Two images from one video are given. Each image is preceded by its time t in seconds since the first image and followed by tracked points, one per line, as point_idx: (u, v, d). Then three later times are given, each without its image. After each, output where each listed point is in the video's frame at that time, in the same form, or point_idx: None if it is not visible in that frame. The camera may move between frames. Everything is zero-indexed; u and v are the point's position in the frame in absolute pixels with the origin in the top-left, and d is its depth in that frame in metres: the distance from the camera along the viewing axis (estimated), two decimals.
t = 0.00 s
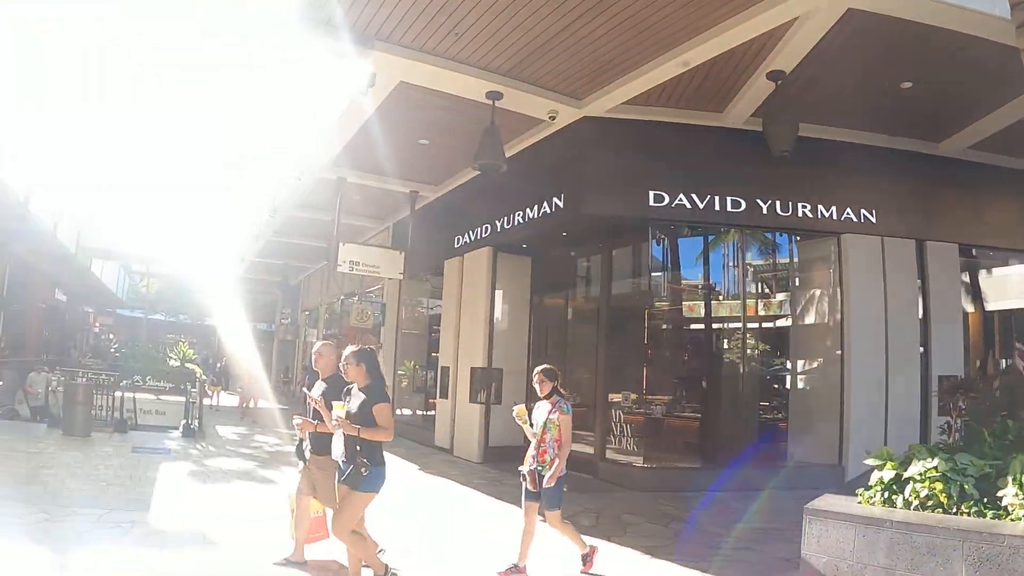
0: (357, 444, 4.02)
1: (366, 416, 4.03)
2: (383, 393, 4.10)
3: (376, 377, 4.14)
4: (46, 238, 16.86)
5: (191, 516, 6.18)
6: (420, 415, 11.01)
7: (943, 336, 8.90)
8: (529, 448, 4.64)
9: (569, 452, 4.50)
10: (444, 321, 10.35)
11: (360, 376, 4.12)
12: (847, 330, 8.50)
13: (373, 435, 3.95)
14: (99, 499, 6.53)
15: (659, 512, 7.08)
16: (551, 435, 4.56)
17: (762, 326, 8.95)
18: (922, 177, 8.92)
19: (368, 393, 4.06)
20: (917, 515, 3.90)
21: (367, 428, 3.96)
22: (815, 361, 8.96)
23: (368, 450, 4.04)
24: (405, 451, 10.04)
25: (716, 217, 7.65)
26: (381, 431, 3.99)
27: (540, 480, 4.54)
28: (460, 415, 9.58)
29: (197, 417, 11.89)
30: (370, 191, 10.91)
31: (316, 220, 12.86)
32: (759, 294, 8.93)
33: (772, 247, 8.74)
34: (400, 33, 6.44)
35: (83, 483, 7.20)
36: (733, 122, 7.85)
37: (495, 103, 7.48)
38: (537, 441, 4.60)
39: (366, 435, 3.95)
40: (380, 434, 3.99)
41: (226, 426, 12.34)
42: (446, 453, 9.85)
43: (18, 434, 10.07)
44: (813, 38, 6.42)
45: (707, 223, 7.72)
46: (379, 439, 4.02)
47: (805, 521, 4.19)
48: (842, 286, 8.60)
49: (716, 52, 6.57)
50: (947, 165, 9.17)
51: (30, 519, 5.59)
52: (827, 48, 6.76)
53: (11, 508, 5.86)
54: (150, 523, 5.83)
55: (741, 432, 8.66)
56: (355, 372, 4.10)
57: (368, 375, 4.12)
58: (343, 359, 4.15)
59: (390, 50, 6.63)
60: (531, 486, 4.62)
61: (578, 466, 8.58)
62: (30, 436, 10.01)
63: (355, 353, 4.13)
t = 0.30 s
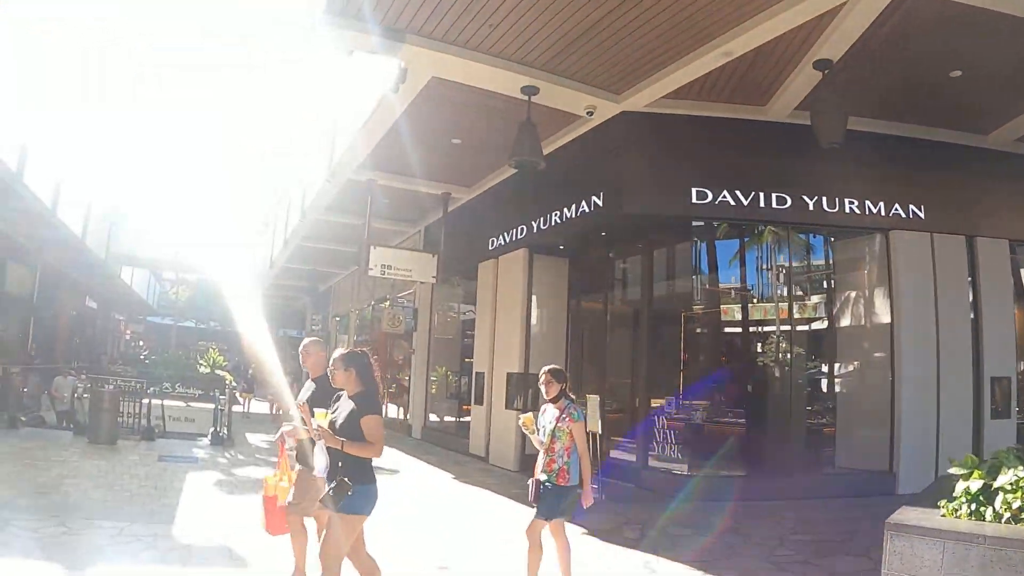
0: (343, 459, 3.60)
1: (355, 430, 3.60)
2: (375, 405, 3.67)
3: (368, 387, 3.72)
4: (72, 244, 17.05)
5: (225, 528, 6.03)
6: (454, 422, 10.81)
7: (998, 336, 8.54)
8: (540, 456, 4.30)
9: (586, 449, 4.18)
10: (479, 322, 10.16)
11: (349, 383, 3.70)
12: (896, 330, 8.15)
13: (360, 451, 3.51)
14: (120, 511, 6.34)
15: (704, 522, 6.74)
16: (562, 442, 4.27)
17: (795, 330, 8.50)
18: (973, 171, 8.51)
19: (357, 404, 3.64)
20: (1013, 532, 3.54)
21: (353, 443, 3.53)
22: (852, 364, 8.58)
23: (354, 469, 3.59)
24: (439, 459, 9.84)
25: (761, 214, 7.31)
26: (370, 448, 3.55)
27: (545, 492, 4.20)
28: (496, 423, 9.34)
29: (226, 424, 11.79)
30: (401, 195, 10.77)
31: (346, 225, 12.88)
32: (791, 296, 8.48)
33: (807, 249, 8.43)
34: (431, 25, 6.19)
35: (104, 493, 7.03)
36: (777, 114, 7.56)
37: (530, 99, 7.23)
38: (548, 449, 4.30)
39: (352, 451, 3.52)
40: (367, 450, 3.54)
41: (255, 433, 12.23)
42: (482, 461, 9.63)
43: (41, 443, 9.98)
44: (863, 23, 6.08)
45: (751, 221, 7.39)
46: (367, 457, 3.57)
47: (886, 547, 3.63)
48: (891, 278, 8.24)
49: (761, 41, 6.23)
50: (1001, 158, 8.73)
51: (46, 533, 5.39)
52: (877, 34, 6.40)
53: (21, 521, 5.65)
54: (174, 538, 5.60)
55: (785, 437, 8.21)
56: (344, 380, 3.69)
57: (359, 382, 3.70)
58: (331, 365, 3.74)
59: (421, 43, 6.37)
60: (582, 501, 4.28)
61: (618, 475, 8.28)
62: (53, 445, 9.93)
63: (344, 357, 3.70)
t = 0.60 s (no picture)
0: (312, 473, 3.06)
1: (328, 438, 3.04)
2: (356, 408, 3.11)
3: (349, 388, 3.16)
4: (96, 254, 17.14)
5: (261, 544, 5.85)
6: (487, 431, 10.61)
7: None
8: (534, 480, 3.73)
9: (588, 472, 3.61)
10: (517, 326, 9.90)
11: (327, 385, 3.16)
12: (948, 335, 7.81)
13: (332, 463, 2.97)
14: (150, 526, 6.17)
15: (756, 538, 6.38)
16: (560, 462, 3.70)
17: (830, 335, 8.11)
18: None
19: (333, 407, 3.09)
20: None
21: (325, 454, 2.99)
22: (886, 368, 8.42)
23: (326, 485, 3.03)
24: (473, 470, 9.62)
25: (808, 212, 7.07)
26: (346, 458, 3.00)
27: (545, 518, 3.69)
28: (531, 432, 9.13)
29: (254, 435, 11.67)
30: (435, 200, 10.68)
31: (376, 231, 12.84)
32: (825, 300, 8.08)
33: (841, 251, 7.97)
34: (465, 18, 5.98)
35: (131, 506, 6.89)
36: (823, 108, 7.27)
37: (567, 96, 6.99)
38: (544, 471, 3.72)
39: (324, 462, 2.98)
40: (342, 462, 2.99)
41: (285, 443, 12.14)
42: (518, 471, 9.41)
43: (67, 453, 9.91)
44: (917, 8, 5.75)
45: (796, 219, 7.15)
46: (342, 471, 3.03)
47: (976, 574, 2.68)
48: (944, 277, 7.86)
49: (809, 30, 5.93)
50: None
51: (64, 549, 5.22)
52: (930, 20, 6.06)
53: (37, 537, 5.49)
54: (199, 556, 5.41)
55: (837, 440, 7.96)
56: (321, 380, 3.16)
57: (337, 383, 3.15)
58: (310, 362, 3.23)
59: (454, 38, 6.17)
60: (593, 525, 3.74)
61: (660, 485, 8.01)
62: (79, 455, 9.88)
63: (319, 355, 3.18)
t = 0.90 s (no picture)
0: (275, 498, 2.71)
1: (293, 458, 2.68)
2: (325, 423, 2.75)
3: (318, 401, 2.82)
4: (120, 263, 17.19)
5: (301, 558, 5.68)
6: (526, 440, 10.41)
7: None
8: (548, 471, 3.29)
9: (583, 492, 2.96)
10: (552, 336, 9.73)
11: (290, 396, 2.83)
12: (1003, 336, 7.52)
13: (295, 486, 2.61)
14: (183, 541, 6.00)
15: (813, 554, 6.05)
16: (566, 475, 3.10)
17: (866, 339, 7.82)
18: None
19: (297, 421, 2.74)
20: None
21: (288, 476, 2.63)
22: (927, 371, 7.98)
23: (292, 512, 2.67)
24: (510, 480, 9.42)
25: (858, 210, 6.78)
26: (311, 480, 2.64)
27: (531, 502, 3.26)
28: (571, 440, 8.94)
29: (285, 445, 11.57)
30: (464, 205, 10.54)
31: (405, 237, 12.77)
32: (861, 304, 7.80)
33: (875, 254, 7.71)
34: (498, 11, 5.79)
35: (162, 520, 6.74)
36: (871, 103, 7.04)
37: (607, 93, 6.80)
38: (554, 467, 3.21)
39: (285, 485, 2.63)
40: (307, 485, 2.62)
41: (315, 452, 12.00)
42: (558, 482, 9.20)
43: (93, 463, 9.81)
44: None
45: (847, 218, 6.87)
46: (307, 494, 2.67)
47: None
48: (997, 277, 7.60)
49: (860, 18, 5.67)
50: None
51: (81, 569, 5.03)
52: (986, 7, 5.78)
53: (53, 554, 5.31)
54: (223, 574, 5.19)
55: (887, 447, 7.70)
56: (286, 392, 2.83)
57: (302, 394, 2.82)
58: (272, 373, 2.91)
59: (487, 32, 5.99)
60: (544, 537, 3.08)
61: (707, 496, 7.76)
62: (106, 465, 9.78)
63: (281, 364, 2.86)
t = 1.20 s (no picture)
0: (201, 509, 2.36)
1: (223, 462, 2.32)
2: (263, 422, 2.39)
3: (255, 398, 2.45)
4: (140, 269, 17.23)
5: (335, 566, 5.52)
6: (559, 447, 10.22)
7: None
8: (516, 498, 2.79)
9: (559, 507, 2.51)
10: (586, 341, 9.53)
11: (224, 392, 2.47)
12: None
13: (221, 496, 2.26)
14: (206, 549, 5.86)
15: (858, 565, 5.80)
16: (538, 491, 2.65)
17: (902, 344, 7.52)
18: None
19: (229, 420, 2.38)
20: None
21: (213, 484, 2.28)
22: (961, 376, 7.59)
23: (220, 525, 2.32)
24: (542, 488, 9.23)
25: (905, 206, 6.54)
26: (241, 490, 2.28)
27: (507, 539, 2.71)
28: (607, 447, 8.73)
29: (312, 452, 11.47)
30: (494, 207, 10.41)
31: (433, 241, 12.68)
32: (895, 308, 7.49)
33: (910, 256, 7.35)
34: None
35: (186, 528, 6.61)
36: (913, 94, 6.79)
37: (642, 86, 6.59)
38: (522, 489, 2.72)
39: (210, 495, 2.28)
40: (233, 495, 2.26)
41: (341, 460, 11.86)
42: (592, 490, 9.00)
43: (112, 470, 9.72)
44: None
45: (893, 215, 6.64)
46: (236, 506, 2.30)
47: None
48: None
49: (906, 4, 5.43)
50: None
51: None
52: None
53: (62, 566, 5.16)
54: None
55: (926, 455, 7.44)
56: (217, 386, 2.47)
57: (237, 389, 2.46)
58: (201, 364, 2.53)
59: (516, 22, 5.80)
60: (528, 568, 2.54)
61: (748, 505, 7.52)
62: (125, 472, 9.68)
63: (212, 354, 2.49)
